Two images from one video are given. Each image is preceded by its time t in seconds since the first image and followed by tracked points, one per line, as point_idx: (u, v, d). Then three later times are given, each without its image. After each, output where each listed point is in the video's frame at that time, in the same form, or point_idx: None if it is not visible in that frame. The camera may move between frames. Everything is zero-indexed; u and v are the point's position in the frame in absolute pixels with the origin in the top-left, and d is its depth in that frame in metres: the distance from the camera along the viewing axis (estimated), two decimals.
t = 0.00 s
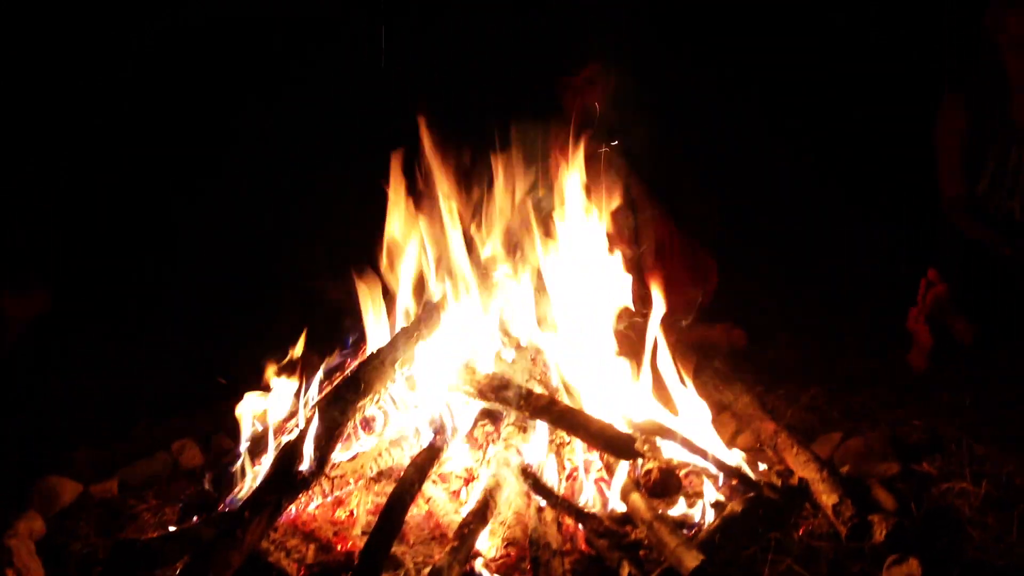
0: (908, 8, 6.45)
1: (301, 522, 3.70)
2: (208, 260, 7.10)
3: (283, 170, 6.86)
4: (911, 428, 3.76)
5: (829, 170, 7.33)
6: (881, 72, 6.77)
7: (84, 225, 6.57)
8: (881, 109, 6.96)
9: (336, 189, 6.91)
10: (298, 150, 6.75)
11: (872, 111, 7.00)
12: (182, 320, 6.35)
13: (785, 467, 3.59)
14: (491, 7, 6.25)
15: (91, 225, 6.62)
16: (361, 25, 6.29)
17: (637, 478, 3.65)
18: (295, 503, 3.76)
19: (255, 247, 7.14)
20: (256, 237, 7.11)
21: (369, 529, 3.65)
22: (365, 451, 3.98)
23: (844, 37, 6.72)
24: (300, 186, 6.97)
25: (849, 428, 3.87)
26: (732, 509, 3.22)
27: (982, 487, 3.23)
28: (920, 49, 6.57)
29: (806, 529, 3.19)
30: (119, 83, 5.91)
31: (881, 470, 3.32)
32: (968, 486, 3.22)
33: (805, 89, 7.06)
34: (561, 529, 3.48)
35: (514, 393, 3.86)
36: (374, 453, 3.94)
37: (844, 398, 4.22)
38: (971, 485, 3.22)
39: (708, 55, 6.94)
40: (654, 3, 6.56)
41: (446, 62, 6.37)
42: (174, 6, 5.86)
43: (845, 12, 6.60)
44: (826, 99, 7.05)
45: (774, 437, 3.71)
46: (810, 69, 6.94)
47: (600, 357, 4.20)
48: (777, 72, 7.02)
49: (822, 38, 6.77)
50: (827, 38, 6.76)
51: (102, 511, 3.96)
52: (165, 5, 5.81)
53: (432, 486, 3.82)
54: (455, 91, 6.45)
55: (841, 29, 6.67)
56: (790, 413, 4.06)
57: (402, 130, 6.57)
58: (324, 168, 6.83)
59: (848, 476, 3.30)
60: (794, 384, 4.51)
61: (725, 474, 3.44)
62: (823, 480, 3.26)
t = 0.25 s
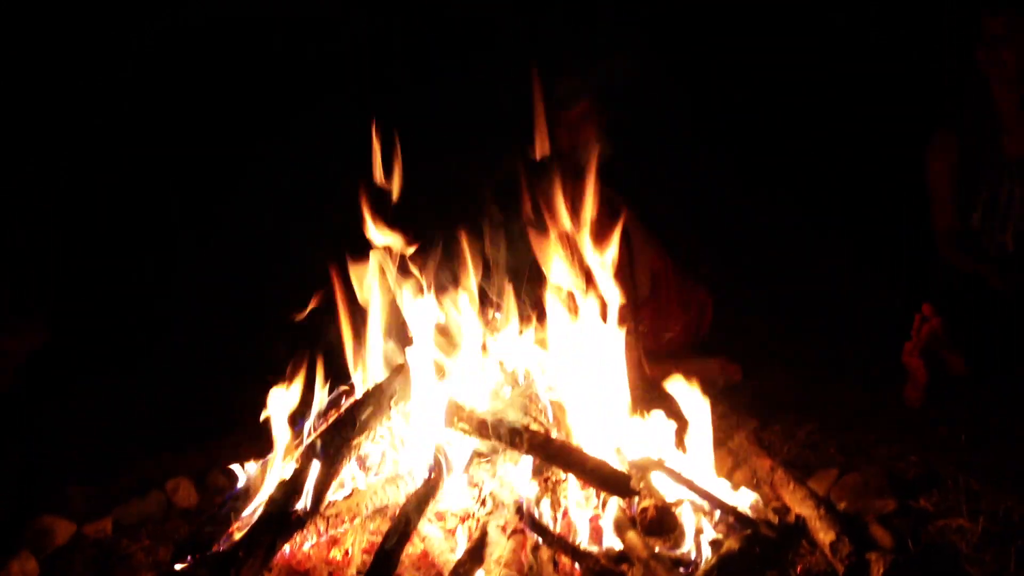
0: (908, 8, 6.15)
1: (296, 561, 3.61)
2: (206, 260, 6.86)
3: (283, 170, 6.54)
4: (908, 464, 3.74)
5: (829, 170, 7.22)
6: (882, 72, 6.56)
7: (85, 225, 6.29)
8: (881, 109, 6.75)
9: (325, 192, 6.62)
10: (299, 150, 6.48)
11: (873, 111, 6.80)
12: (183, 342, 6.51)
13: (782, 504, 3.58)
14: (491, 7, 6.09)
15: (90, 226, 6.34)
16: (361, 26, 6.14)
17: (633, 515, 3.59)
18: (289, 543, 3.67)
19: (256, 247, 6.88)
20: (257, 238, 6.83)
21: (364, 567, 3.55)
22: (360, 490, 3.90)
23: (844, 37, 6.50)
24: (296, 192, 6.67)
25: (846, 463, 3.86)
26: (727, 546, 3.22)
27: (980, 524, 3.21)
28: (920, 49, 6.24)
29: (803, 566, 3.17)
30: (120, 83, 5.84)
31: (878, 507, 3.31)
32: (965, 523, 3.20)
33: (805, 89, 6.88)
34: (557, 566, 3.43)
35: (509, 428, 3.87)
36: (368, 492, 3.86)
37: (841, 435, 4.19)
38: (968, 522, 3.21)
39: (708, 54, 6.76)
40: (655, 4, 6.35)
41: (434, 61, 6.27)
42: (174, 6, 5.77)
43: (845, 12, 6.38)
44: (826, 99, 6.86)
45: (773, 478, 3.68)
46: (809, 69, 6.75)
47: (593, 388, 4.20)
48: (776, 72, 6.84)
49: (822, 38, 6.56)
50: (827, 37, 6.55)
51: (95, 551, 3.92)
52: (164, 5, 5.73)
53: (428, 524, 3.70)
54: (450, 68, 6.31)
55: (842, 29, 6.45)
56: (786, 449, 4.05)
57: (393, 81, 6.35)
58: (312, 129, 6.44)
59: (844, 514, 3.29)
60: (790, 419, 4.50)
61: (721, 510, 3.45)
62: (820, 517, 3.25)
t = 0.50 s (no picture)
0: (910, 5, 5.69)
1: None
2: (209, 262, 6.17)
3: (282, 170, 5.92)
4: (905, 500, 3.74)
5: (829, 170, 6.80)
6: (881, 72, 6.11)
7: (84, 225, 5.66)
8: (881, 108, 6.36)
9: (325, 193, 6.03)
10: (299, 151, 5.86)
11: (873, 111, 6.41)
12: (185, 345, 6.46)
13: (779, 543, 3.56)
14: (491, 6, 5.54)
15: (91, 226, 5.69)
16: (362, 26, 5.52)
17: (629, 554, 3.56)
18: None
19: (257, 248, 6.18)
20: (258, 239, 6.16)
21: None
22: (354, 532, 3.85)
23: (844, 36, 6.00)
24: (296, 193, 6.03)
25: (844, 500, 3.85)
26: None
27: (979, 562, 3.20)
28: (920, 48, 5.82)
29: None
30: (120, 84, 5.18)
31: (876, 544, 3.32)
32: (965, 561, 3.19)
33: (805, 88, 6.40)
34: None
35: (506, 466, 3.86)
36: (362, 531, 3.83)
37: (838, 471, 4.19)
38: (967, 560, 3.19)
39: (708, 54, 6.17)
40: (654, 3, 5.73)
41: (433, 60, 5.73)
42: (175, 5, 5.08)
43: (844, 11, 5.85)
44: (825, 99, 6.40)
45: (770, 517, 3.68)
46: (808, 69, 6.26)
47: (580, 445, 4.13)
48: (774, 72, 6.31)
49: (822, 37, 6.05)
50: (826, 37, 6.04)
51: None
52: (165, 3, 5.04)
53: (423, 563, 3.61)
54: (450, 68, 5.77)
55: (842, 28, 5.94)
56: (784, 485, 4.04)
57: (393, 82, 5.76)
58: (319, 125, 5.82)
59: (842, 552, 3.29)
60: (788, 454, 4.49)
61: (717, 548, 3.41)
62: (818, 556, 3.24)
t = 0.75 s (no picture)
0: (907, 9, 6.76)
1: None
2: (206, 258, 7.78)
3: (282, 169, 6.77)
4: (905, 531, 3.75)
5: (828, 170, 7.87)
6: (878, 71, 7.20)
7: (85, 226, 6.90)
8: (880, 109, 7.40)
9: (323, 193, 6.61)
10: (298, 150, 6.56)
11: (872, 111, 7.45)
12: (184, 346, 7.96)
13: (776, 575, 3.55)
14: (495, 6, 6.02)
15: (91, 225, 6.97)
16: (361, 26, 6.00)
17: None
18: None
19: (255, 246, 7.53)
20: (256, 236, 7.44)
21: None
22: (351, 561, 3.85)
23: (844, 36, 7.08)
24: (296, 192, 6.81)
25: (842, 530, 3.83)
26: None
27: None
28: (920, 49, 6.84)
29: None
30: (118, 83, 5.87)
31: None
32: None
33: (805, 89, 7.46)
34: None
35: (505, 496, 3.81)
36: (360, 561, 3.83)
37: (835, 501, 4.18)
38: None
39: (708, 54, 7.13)
40: (654, 5, 6.61)
41: (434, 60, 6.08)
42: (174, 6, 5.74)
43: (844, 13, 6.95)
44: (826, 99, 7.48)
45: (767, 548, 3.68)
46: (810, 69, 7.32)
47: (581, 443, 4.28)
48: (776, 72, 7.35)
49: (822, 38, 7.13)
50: (826, 38, 7.12)
51: None
52: (165, 5, 5.68)
53: None
54: (450, 68, 6.11)
55: (841, 28, 7.02)
56: (781, 515, 4.02)
57: (394, 82, 6.12)
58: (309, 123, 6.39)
59: None
60: (783, 484, 4.48)
61: None
62: None
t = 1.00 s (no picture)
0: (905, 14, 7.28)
1: None
2: (240, 277, 8.32)
3: (281, 169, 7.72)
4: (900, 556, 3.78)
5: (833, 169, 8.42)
6: (878, 71, 7.77)
7: (85, 225, 7.37)
8: (880, 110, 7.95)
9: (326, 189, 7.78)
10: (303, 153, 7.54)
11: (872, 112, 8.01)
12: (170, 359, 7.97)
13: None
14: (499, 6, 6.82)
15: (92, 227, 7.46)
16: (361, 26, 6.59)
17: None
18: None
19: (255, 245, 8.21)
20: (257, 236, 8.17)
21: None
22: None
23: (845, 35, 7.70)
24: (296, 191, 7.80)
25: (840, 554, 3.84)
26: None
27: None
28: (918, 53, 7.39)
29: None
30: (121, 80, 6.47)
31: None
32: None
33: (806, 89, 8.14)
34: None
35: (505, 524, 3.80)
36: None
37: (831, 525, 4.17)
38: None
39: (709, 54, 7.89)
40: (654, 6, 7.42)
41: (434, 60, 6.94)
42: (175, 7, 6.24)
43: (845, 12, 7.57)
44: (826, 98, 8.13)
45: (764, 572, 3.72)
46: (810, 69, 8.00)
47: (582, 444, 4.43)
48: (777, 71, 8.09)
49: (822, 38, 7.78)
50: (827, 37, 7.77)
51: None
52: (165, 6, 6.19)
53: None
54: (450, 66, 7.00)
55: (842, 28, 7.64)
56: (780, 540, 4.02)
57: (394, 82, 6.97)
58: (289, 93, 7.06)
59: None
60: (785, 508, 4.47)
61: None
62: None
